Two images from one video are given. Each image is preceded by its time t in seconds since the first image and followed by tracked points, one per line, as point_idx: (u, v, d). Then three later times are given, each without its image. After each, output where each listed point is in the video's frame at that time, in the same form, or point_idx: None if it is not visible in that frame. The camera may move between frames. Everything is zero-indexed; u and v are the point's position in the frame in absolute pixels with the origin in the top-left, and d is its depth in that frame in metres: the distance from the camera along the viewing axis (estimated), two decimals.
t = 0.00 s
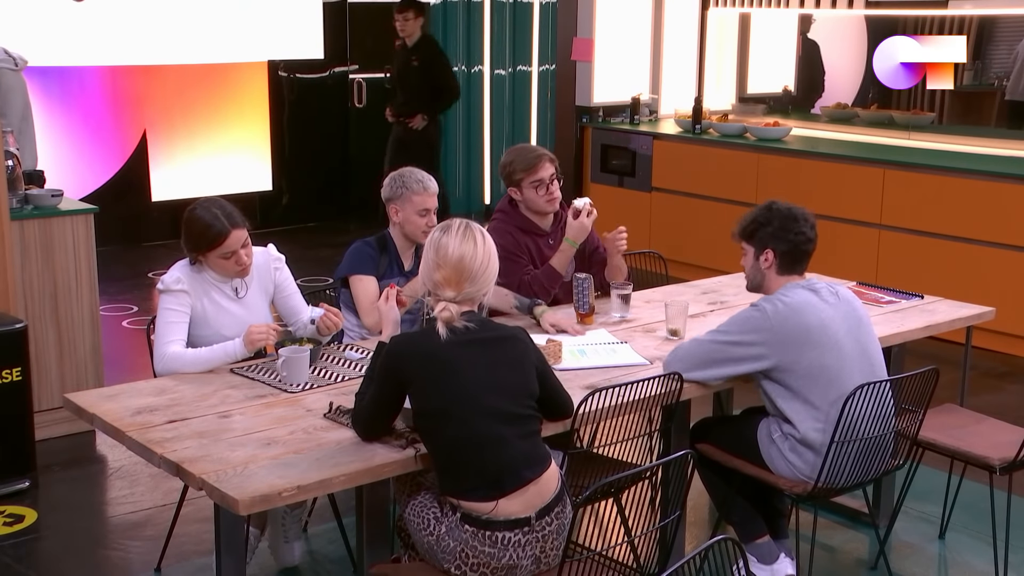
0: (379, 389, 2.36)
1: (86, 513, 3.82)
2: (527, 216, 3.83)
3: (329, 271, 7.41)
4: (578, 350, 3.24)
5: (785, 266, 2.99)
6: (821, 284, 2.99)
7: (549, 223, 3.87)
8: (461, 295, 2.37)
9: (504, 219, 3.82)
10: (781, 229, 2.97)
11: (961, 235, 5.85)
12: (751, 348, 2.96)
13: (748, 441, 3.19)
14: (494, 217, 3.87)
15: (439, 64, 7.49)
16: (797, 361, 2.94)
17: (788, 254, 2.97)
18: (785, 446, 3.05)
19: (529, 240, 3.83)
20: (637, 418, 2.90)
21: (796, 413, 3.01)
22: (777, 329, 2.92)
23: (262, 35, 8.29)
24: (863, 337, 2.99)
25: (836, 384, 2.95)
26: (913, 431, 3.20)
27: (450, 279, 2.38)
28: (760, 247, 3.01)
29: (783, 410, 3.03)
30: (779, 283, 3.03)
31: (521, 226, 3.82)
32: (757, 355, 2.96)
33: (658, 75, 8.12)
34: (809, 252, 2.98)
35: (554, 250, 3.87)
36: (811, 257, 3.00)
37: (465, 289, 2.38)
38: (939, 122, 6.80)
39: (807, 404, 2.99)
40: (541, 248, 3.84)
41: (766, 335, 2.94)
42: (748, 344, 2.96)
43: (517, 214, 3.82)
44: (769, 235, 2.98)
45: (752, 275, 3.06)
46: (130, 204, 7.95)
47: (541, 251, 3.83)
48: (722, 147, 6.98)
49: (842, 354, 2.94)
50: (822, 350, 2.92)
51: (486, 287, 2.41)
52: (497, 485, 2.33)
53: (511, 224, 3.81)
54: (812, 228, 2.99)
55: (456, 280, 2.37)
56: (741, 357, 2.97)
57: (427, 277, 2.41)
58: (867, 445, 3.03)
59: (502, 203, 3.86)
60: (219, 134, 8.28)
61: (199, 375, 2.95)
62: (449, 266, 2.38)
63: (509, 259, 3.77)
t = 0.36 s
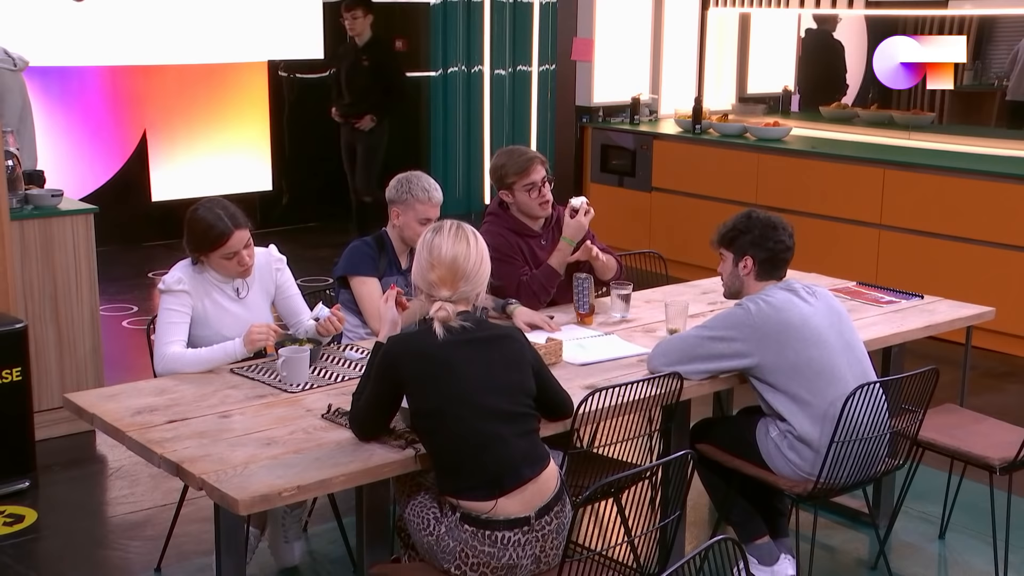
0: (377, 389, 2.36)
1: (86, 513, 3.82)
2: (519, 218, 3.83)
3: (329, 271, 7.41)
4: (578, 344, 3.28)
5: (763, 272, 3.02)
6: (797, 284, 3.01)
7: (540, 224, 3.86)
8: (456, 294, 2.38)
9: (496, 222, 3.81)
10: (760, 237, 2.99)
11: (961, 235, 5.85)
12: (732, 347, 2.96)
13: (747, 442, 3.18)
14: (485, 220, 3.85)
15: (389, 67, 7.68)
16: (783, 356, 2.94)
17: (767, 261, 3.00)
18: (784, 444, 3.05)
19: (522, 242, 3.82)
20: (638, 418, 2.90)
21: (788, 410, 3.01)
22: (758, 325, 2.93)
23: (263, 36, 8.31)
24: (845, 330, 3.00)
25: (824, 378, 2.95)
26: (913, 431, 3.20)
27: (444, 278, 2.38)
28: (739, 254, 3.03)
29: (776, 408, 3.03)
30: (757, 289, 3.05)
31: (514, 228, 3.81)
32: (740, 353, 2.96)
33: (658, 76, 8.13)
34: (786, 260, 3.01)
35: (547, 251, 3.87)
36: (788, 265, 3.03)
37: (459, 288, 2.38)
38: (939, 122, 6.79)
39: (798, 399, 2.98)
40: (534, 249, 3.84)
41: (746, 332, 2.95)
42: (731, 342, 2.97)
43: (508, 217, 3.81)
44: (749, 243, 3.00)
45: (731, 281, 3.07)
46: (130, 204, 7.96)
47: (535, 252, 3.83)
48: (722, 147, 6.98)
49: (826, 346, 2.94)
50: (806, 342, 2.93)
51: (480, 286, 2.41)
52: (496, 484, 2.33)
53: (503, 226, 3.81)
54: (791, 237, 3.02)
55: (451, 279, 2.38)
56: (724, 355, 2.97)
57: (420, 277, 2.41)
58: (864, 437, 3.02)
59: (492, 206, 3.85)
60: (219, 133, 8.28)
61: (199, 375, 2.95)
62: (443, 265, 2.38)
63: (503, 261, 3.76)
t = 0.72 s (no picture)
0: (377, 389, 2.36)
1: (86, 512, 3.82)
2: (515, 219, 3.83)
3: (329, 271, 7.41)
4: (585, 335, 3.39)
5: (757, 277, 3.02)
6: (790, 285, 3.02)
7: (537, 225, 3.86)
8: (456, 295, 2.38)
9: (493, 224, 3.82)
10: (758, 242, 2.99)
11: (960, 234, 5.85)
12: (726, 345, 2.97)
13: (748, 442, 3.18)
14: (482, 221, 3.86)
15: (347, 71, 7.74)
16: (777, 353, 2.94)
17: (762, 267, 3.00)
18: (782, 444, 3.05)
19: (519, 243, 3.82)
20: (638, 418, 2.90)
21: (784, 409, 3.01)
22: (751, 322, 2.94)
23: (263, 36, 8.23)
24: (840, 330, 3.01)
25: (818, 377, 2.94)
26: (913, 431, 3.20)
27: (445, 279, 2.38)
28: (734, 256, 3.03)
29: (773, 407, 3.02)
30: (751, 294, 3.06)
31: (511, 230, 3.82)
32: (734, 352, 2.97)
33: (658, 76, 8.13)
34: (782, 266, 3.01)
35: (544, 251, 3.87)
36: (785, 270, 3.03)
37: (460, 289, 2.38)
38: (939, 122, 6.80)
39: (794, 396, 2.97)
40: (532, 251, 3.84)
41: (739, 331, 2.95)
42: (725, 340, 2.97)
43: (505, 218, 3.82)
44: (745, 247, 3.00)
45: (727, 281, 3.08)
46: (130, 205, 7.98)
47: (531, 253, 3.83)
48: (722, 147, 6.98)
49: (821, 342, 2.94)
50: (799, 338, 2.93)
51: (480, 287, 2.41)
52: (496, 485, 2.33)
53: (501, 228, 3.81)
54: (788, 245, 3.00)
55: (451, 280, 2.38)
56: (718, 353, 2.98)
57: (420, 278, 2.41)
58: (862, 434, 3.00)
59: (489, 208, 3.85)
60: (219, 134, 8.26)
61: (200, 375, 2.95)
62: (443, 267, 2.38)
63: (500, 263, 3.76)
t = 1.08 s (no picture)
0: (378, 389, 2.36)
1: (86, 512, 3.82)
2: (515, 219, 3.83)
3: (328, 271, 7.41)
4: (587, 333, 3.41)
5: (757, 278, 3.02)
6: (790, 284, 3.02)
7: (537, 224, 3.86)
8: (457, 295, 2.38)
9: (494, 223, 3.81)
10: (759, 243, 2.98)
11: (960, 234, 5.85)
12: (726, 344, 2.97)
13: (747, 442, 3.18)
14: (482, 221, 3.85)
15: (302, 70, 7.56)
16: (777, 352, 2.94)
17: (762, 268, 3.00)
18: (782, 444, 3.05)
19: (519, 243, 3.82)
20: (638, 418, 2.91)
21: (783, 409, 3.01)
22: (751, 321, 2.94)
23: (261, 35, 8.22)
24: (839, 330, 3.01)
25: (818, 377, 2.94)
26: (913, 431, 3.20)
27: (445, 279, 2.38)
28: (735, 256, 3.03)
29: (773, 407, 3.02)
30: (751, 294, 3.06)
31: (511, 230, 3.82)
32: (735, 351, 2.97)
33: (658, 75, 8.12)
34: (782, 268, 3.01)
35: (544, 251, 3.87)
36: (785, 270, 3.03)
37: (460, 289, 2.38)
38: (939, 122, 6.80)
39: (794, 396, 2.97)
40: (532, 251, 3.84)
41: (739, 331, 2.95)
42: (725, 340, 2.97)
43: (506, 218, 3.81)
44: (746, 248, 3.00)
45: (726, 280, 3.08)
46: (130, 205, 7.97)
47: (532, 253, 3.83)
48: (722, 147, 6.98)
49: (820, 342, 2.94)
50: (799, 337, 2.93)
51: (478, 286, 2.42)
52: (496, 485, 2.33)
53: (502, 228, 3.81)
54: (790, 246, 3.00)
55: (452, 279, 2.38)
56: (718, 353, 2.98)
57: (418, 279, 2.41)
58: (862, 434, 3.00)
59: (489, 208, 3.85)
60: (219, 134, 8.28)
61: (200, 375, 2.95)
62: (443, 267, 2.38)
63: (500, 263, 3.76)
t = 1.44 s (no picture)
0: (378, 390, 2.36)
1: (86, 512, 3.82)
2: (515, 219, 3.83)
3: (328, 271, 7.42)
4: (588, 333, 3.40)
5: (756, 279, 3.02)
6: (790, 284, 3.02)
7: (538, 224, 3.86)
8: (454, 294, 2.38)
9: (494, 222, 3.81)
10: (757, 244, 2.99)
11: (960, 235, 5.85)
12: (727, 344, 2.97)
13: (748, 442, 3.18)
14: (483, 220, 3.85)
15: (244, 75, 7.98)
16: (777, 352, 2.94)
17: (762, 268, 3.00)
18: (782, 444, 3.05)
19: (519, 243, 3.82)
20: (638, 418, 2.91)
21: (783, 409, 3.01)
22: (750, 321, 2.94)
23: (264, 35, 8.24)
24: (839, 330, 3.01)
25: (819, 378, 2.94)
26: (914, 431, 3.20)
27: (442, 279, 2.38)
28: (734, 256, 3.03)
29: (773, 407, 3.02)
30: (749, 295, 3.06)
31: (512, 229, 3.81)
32: (735, 351, 2.97)
33: (658, 75, 8.12)
34: (781, 268, 3.01)
35: (545, 251, 3.87)
36: (784, 271, 3.03)
37: (456, 289, 2.38)
38: (939, 122, 6.80)
39: (794, 395, 2.97)
40: (532, 250, 3.84)
41: (740, 331, 2.95)
42: (725, 340, 2.97)
43: (507, 217, 3.81)
44: (745, 249, 3.00)
45: (727, 280, 3.09)
46: (130, 205, 7.99)
47: (532, 253, 3.83)
48: (721, 147, 6.99)
49: (820, 342, 2.94)
50: (799, 337, 2.93)
51: (474, 284, 2.42)
52: (496, 485, 2.33)
53: (503, 227, 3.81)
54: (789, 247, 3.00)
55: (449, 279, 2.38)
56: (718, 352, 2.98)
57: (414, 280, 2.40)
58: (862, 434, 3.00)
59: (490, 206, 3.84)
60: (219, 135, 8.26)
61: (200, 375, 2.95)
62: (438, 267, 2.37)
63: (501, 262, 3.76)
